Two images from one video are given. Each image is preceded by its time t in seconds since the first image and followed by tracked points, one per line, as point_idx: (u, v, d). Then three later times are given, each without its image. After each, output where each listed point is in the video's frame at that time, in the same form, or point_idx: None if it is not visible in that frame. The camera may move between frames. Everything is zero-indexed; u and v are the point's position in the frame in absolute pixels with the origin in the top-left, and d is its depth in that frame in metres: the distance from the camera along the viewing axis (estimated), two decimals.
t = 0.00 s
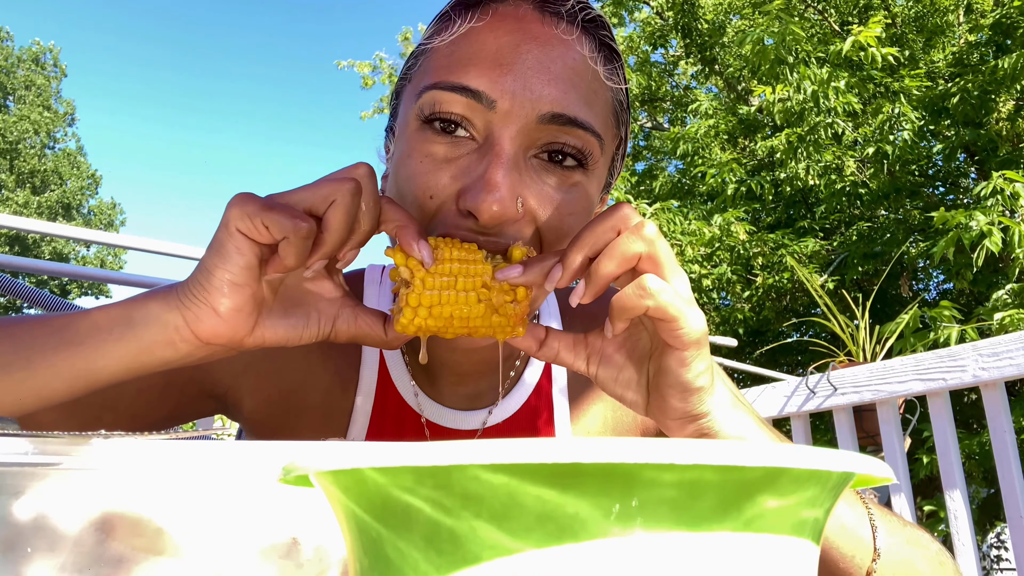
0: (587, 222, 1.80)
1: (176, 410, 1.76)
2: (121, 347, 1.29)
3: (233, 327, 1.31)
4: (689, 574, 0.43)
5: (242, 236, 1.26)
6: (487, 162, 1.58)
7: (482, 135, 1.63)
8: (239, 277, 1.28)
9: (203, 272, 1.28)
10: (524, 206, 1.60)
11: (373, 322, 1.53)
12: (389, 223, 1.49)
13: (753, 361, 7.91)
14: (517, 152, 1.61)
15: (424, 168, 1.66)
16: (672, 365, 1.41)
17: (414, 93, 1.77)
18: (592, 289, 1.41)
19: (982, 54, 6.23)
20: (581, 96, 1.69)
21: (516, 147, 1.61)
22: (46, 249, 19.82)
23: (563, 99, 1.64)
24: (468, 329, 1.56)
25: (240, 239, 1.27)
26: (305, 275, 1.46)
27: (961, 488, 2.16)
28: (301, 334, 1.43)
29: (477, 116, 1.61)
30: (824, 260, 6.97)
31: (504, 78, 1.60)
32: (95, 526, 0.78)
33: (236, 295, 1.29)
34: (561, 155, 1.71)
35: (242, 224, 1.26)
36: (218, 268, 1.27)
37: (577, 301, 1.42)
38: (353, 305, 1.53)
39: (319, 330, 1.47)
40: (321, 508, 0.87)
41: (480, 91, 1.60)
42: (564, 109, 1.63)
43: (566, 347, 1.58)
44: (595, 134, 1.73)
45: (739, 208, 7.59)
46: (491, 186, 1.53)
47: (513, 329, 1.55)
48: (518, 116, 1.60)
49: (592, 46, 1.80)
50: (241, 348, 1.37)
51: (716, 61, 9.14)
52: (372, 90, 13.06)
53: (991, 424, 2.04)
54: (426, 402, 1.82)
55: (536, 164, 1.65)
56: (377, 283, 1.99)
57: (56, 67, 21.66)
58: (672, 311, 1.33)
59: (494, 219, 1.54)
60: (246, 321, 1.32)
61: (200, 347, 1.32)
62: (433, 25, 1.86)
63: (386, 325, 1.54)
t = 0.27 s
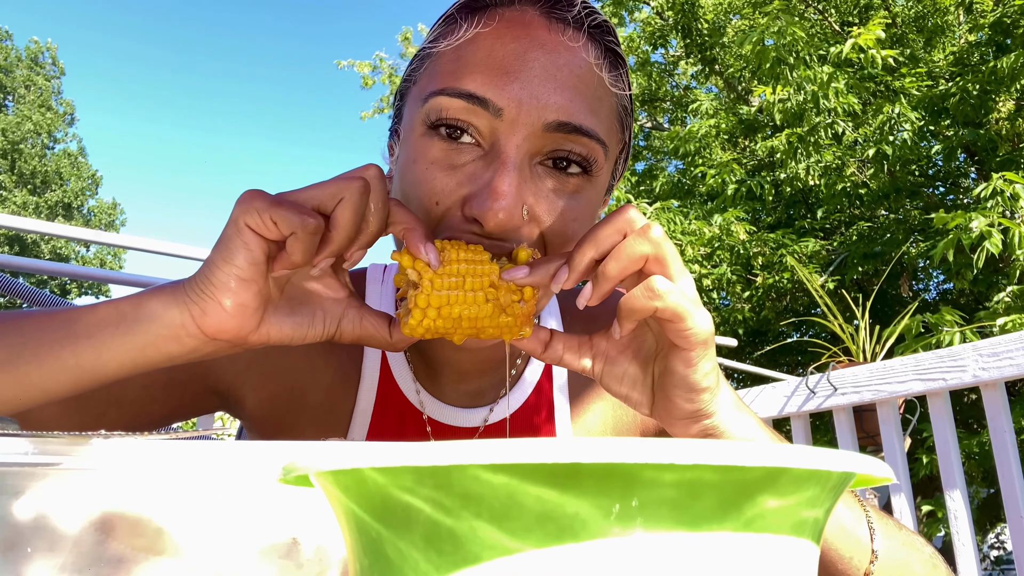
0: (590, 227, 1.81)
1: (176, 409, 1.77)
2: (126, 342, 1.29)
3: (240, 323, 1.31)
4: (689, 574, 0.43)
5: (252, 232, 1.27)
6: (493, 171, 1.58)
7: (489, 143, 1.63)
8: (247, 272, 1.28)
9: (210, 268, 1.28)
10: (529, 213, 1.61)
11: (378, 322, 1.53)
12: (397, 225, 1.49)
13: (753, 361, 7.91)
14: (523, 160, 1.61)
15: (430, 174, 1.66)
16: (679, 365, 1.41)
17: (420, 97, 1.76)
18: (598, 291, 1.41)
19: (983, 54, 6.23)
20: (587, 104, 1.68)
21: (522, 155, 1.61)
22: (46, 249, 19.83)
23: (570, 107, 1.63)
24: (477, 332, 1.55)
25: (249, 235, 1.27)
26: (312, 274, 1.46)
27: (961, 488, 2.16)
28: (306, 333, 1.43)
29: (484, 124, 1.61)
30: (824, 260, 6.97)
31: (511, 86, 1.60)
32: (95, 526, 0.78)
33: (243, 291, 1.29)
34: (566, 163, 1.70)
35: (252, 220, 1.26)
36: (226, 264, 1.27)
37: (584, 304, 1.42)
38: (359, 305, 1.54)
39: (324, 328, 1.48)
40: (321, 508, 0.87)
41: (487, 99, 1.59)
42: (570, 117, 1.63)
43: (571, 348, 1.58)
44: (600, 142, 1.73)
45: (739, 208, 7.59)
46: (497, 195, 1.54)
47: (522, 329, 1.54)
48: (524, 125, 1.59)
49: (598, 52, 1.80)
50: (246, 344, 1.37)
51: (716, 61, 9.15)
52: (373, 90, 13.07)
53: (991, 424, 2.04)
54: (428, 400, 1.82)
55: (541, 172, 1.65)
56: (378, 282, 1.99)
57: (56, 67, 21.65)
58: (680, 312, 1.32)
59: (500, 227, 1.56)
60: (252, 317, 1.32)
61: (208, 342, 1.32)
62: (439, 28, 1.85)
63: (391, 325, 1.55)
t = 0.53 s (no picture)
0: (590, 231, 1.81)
1: (175, 407, 1.77)
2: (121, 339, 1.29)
3: (237, 322, 1.31)
4: (689, 574, 0.43)
5: (251, 229, 1.27)
6: (493, 179, 1.57)
7: (488, 152, 1.61)
8: (245, 270, 1.29)
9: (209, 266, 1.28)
10: (530, 219, 1.61)
11: (379, 327, 1.52)
12: (400, 228, 1.49)
13: (753, 361, 7.91)
14: (524, 167, 1.60)
15: (429, 181, 1.65)
16: (685, 369, 1.41)
17: (418, 102, 1.74)
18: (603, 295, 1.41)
19: (983, 54, 6.22)
20: (586, 109, 1.67)
21: (522, 163, 1.59)
22: (46, 248, 19.82)
23: (569, 114, 1.62)
24: (483, 334, 1.53)
25: (248, 233, 1.27)
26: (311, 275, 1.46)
27: (961, 488, 2.16)
28: (304, 336, 1.43)
29: (483, 131, 1.58)
30: (824, 260, 6.98)
31: (511, 93, 1.58)
32: (95, 526, 0.78)
33: (240, 289, 1.29)
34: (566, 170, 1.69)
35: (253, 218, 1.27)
36: (225, 262, 1.28)
37: (590, 308, 1.42)
38: (359, 311, 1.52)
39: (323, 333, 1.46)
40: (321, 508, 0.87)
41: (486, 106, 1.57)
42: (569, 124, 1.62)
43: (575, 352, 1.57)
44: (601, 147, 1.71)
45: (739, 208, 7.59)
46: (497, 203, 1.54)
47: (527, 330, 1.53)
48: (524, 133, 1.57)
49: (599, 56, 1.81)
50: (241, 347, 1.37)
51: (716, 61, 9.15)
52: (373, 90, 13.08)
53: (991, 424, 2.04)
54: (428, 400, 1.82)
55: (541, 179, 1.64)
56: (377, 281, 1.99)
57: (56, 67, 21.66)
58: (688, 314, 1.32)
59: (501, 234, 1.58)
60: (249, 317, 1.32)
61: (204, 342, 1.32)
62: (438, 31, 1.83)
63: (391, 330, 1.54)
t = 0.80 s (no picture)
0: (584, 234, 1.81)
1: (173, 405, 1.77)
2: (116, 340, 1.29)
3: (231, 322, 1.31)
4: (688, 575, 0.43)
5: (245, 229, 1.28)
6: (488, 183, 1.57)
7: (482, 156, 1.60)
8: (240, 271, 1.29)
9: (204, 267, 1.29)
10: (524, 223, 1.62)
11: (373, 331, 1.51)
12: (394, 230, 1.49)
13: (753, 361, 7.91)
14: (519, 171, 1.60)
15: (424, 185, 1.64)
16: (683, 370, 1.41)
17: (411, 105, 1.74)
18: (599, 297, 1.41)
19: (984, 53, 6.21)
20: (579, 112, 1.68)
21: (516, 167, 1.60)
22: (45, 248, 19.79)
23: (563, 116, 1.63)
24: (479, 337, 1.51)
25: (242, 233, 1.28)
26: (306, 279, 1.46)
27: (961, 488, 2.16)
28: (297, 338, 1.42)
29: (477, 136, 1.58)
30: (824, 259, 6.97)
31: (504, 98, 1.59)
32: (95, 526, 0.78)
33: (234, 290, 1.29)
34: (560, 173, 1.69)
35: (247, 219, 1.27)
36: (218, 263, 1.28)
37: (586, 311, 1.43)
38: (354, 315, 1.52)
39: (317, 335, 1.46)
40: (321, 508, 0.87)
41: (480, 111, 1.57)
42: (563, 127, 1.62)
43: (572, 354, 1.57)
44: (594, 149, 1.72)
45: (739, 208, 7.59)
46: (492, 208, 1.54)
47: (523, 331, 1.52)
48: (519, 137, 1.57)
49: (592, 56, 1.82)
50: (236, 349, 1.37)
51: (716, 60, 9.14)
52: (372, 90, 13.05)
53: (991, 424, 2.04)
54: (424, 399, 1.83)
55: (535, 182, 1.64)
56: (374, 281, 1.99)
57: (54, 66, 21.62)
58: (682, 316, 1.33)
59: (496, 239, 1.58)
60: (243, 318, 1.32)
61: (197, 343, 1.32)
62: (430, 33, 1.83)
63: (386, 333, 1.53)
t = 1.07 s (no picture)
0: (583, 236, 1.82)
1: (172, 403, 1.77)
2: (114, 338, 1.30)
3: (227, 323, 1.31)
4: (689, 574, 0.43)
5: (243, 230, 1.28)
6: (488, 187, 1.57)
7: (482, 159, 1.60)
8: (237, 270, 1.29)
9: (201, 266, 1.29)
10: (524, 225, 1.62)
11: (370, 333, 1.51)
12: (391, 232, 1.49)
13: (753, 361, 7.90)
14: (518, 173, 1.60)
15: (424, 189, 1.64)
16: (679, 369, 1.41)
17: (410, 108, 1.73)
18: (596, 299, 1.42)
19: (985, 53, 6.21)
20: (578, 113, 1.68)
21: (517, 170, 1.60)
22: (45, 248, 19.79)
23: (562, 118, 1.62)
24: (473, 341, 1.50)
25: (240, 233, 1.28)
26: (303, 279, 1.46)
27: (961, 488, 2.16)
28: (294, 340, 1.42)
29: (477, 139, 1.58)
30: (824, 260, 6.97)
31: (503, 100, 1.58)
32: (95, 526, 0.78)
33: (232, 290, 1.30)
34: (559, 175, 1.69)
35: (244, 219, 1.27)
36: (216, 263, 1.28)
37: (584, 312, 1.43)
38: (351, 316, 1.52)
39: (313, 337, 1.46)
40: (320, 508, 0.87)
41: (479, 114, 1.57)
42: (562, 129, 1.62)
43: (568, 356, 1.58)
44: (593, 151, 1.72)
45: (739, 208, 7.58)
46: (492, 210, 1.54)
47: (517, 335, 1.51)
48: (518, 140, 1.57)
49: (590, 57, 1.81)
50: (232, 350, 1.37)
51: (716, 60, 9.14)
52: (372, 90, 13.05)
53: (991, 424, 2.04)
54: (421, 398, 1.83)
55: (535, 185, 1.64)
56: (372, 281, 1.98)
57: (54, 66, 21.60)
58: (680, 316, 1.32)
59: (496, 242, 1.58)
60: (240, 319, 1.33)
61: (193, 344, 1.31)
62: (427, 36, 1.82)
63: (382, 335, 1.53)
